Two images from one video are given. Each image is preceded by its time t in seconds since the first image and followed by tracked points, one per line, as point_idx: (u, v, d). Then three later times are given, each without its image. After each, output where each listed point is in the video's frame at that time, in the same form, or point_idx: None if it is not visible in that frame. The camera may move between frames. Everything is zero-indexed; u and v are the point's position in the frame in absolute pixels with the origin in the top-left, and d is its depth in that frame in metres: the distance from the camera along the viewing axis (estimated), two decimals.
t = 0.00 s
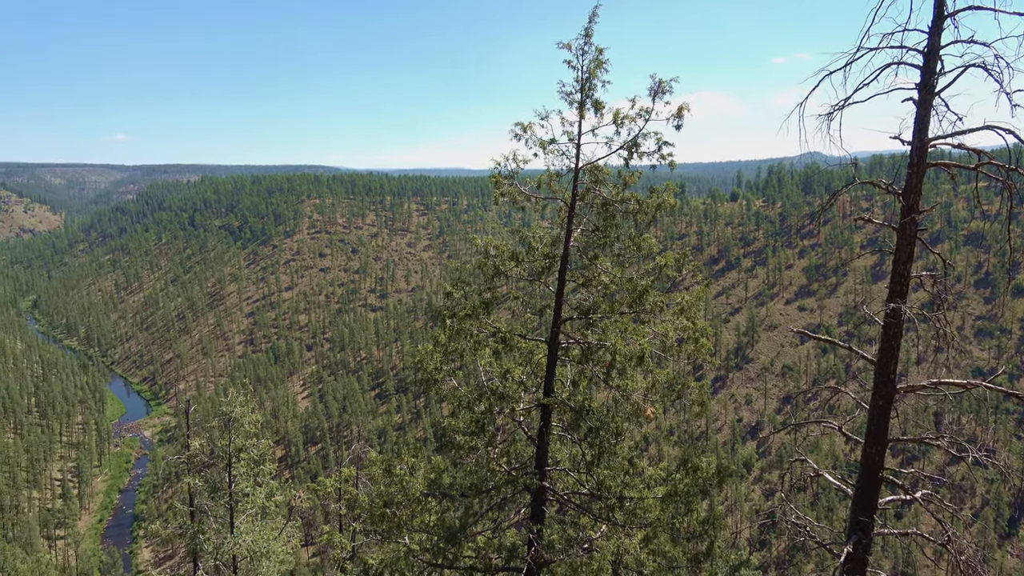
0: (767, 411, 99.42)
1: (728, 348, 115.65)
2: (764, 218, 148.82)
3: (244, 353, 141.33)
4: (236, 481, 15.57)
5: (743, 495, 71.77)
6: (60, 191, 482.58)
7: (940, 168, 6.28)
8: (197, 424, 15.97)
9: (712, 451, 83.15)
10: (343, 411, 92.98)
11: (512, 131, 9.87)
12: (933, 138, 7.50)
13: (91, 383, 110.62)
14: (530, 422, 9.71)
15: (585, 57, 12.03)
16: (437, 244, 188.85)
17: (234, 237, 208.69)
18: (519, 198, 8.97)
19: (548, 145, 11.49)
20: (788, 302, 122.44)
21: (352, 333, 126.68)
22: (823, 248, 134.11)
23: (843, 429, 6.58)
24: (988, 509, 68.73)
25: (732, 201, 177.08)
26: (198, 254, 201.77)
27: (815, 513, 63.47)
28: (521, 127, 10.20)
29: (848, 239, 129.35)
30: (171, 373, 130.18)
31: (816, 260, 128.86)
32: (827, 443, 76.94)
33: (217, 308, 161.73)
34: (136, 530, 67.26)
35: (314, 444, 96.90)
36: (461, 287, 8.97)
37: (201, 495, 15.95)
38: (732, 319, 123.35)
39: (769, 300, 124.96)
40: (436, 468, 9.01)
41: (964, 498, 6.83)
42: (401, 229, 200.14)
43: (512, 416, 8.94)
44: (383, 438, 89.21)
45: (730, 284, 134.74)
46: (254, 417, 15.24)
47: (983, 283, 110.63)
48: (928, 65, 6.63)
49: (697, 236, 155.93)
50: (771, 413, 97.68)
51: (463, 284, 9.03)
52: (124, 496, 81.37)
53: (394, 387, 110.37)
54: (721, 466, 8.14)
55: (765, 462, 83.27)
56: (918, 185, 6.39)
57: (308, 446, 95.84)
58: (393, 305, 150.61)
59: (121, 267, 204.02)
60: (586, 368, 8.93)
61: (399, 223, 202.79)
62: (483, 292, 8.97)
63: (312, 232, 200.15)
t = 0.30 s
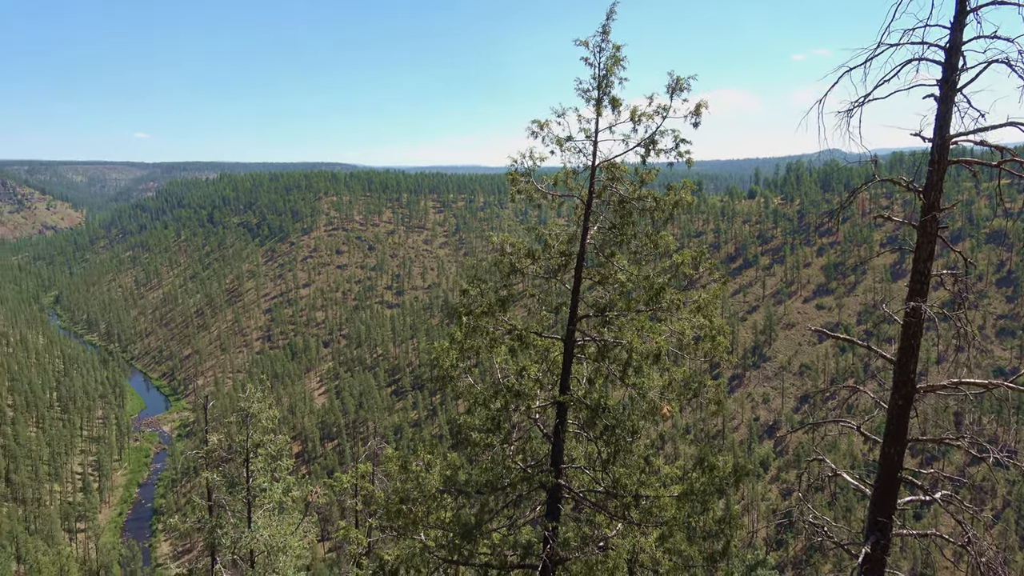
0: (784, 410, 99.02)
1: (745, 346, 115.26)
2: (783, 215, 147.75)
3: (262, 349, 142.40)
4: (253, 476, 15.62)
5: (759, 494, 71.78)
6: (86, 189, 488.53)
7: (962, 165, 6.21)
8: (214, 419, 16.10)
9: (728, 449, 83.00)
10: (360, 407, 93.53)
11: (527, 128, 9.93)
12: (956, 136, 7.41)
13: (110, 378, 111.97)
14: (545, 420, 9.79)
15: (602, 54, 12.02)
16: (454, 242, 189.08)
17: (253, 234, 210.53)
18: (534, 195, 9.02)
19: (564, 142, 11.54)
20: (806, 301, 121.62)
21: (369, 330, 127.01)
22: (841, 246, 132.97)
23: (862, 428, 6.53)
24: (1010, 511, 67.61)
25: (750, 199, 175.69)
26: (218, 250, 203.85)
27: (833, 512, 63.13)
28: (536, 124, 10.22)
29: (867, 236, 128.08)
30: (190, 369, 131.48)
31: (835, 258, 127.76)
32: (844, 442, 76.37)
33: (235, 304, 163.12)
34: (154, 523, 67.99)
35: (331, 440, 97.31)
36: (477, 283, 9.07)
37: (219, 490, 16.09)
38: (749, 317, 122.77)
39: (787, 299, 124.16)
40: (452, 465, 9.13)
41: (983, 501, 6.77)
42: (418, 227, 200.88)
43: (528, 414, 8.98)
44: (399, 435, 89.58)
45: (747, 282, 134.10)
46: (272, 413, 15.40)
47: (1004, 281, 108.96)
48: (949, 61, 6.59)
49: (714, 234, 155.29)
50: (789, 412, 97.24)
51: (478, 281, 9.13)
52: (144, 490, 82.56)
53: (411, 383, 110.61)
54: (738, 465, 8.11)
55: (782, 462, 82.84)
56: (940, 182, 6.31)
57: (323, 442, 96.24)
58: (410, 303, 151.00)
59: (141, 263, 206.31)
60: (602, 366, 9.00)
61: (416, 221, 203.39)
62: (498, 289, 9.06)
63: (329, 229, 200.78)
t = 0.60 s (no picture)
0: (800, 410, 98.35)
1: (762, 345, 114.63)
2: (800, 213, 146.61)
3: (278, 345, 143.28)
4: (270, 471, 15.72)
5: (776, 494, 71.52)
6: (107, 186, 494.84)
7: (982, 163, 6.15)
8: (232, 414, 16.21)
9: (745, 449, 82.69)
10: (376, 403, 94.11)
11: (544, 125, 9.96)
12: (981, 132, 7.30)
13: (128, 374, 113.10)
14: (560, 418, 9.82)
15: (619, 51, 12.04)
16: (469, 239, 189.19)
17: (270, 231, 212.09)
18: (549, 193, 9.08)
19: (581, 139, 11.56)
20: (824, 300, 120.58)
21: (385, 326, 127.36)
22: (859, 245, 131.80)
23: (879, 429, 6.50)
24: None
25: (767, 196, 174.51)
26: (235, 247, 205.69)
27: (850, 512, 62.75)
28: (553, 122, 10.27)
29: (885, 235, 126.76)
30: (207, 365, 132.54)
31: (853, 257, 126.69)
32: (863, 443, 75.64)
33: (252, 301, 164.35)
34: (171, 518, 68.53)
35: (346, 436, 97.69)
36: (492, 281, 9.14)
37: (237, 485, 16.18)
38: (766, 316, 121.99)
39: (804, 298, 123.31)
40: (466, 462, 9.19)
41: (1005, 504, 6.64)
42: (434, 224, 201.21)
43: (542, 411, 9.06)
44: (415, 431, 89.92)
45: (764, 281, 133.31)
46: (289, 408, 15.46)
47: None
48: (971, 57, 6.52)
49: (730, 232, 154.48)
50: (805, 411, 96.62)
51: (494, 279, 9.17)
52: (161, 485, 82.72)
53: (426, 380, 110.85)
54: (753, 465, 8.06)
55: (799, 461, 82.44)
56: (960, 180, 6.25)
57: (338, 438, 96.79)
58: (426, 300, 151.28)
59: (159, 259, 208.42)
60: (618, 364, 9.00)
61: (431, 218, 203.72)
62: (514, 287, 9.12)
63: (346, 226, 201.67)
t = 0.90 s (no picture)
0: (818, 410, 97.61)
1: (779, 345, 113.99)
2: (819, 212, 145.53)
3: (295, 342, 144.21)
4: (286, 468, 15.84)
5: (792, 494, 71.33)
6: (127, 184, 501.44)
7: (1005, 162, 6.10)
8: (248, 411, 16.31)
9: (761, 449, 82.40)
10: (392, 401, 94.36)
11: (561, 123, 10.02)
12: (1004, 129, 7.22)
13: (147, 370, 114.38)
14: (576, 416, 9.85)
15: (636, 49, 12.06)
16: (485, 237, 189.35)
17: (287, 229, 213.67)
18: (566, 191, 9.13)
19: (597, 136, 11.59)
20: (842, 299, 119.54)
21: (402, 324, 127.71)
22: (878, 244, 130.60)
23: (898, 429, 6.41)
24: None
25: (785, 195, 173.52)
26: (253, 245, 207.49)
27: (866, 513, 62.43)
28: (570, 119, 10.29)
29: (905, 235, 125.45)
30: (225, 361, 133.61)
31: (872, 257, 125.60)
32: (882, 443, 75.09)
33: (269, 298, 165.59)
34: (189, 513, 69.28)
35: (362, 433, 98.18)
36: (509, 280, 9.17)
37: (254, 481, 16.30)
38: (783, 316, 121.18)
39: (823, 297, 122.41)
40: (482, 460, 9.24)
41: None
42: (450, 222, 201.71)
43: (558, 409, 9.11)
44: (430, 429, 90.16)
45: (782, 280, 132.50)
46: (306, 405, 15.58)
47: None
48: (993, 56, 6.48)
49: (748, 231, 153.70)
50: (823, 412, 95.90)
51: (510, 278, 9.23)
52: (179, 480, 83.63)
53: (442, 378, 111.03)
54: (771, 465, 8.04)
55: (816, 462, 82.01)
56: (981, 180, 6.19)
57: (354, 435, 97.47)
58: (441, 298, 151.69)
59: (178, 256, 210.53)
60: (634, 363, 9.00)
61: (447, 217, 204.22)
62: (530, 286, 9.17)
63: (362, 225, 202.55)
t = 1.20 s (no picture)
0: (836, 410, 96.92)
1: (797, 345, 113.40)
2: (838, 212, 144.41)
3: (312, 340, 144.99)
4: (303, 465, 15.93)
5: (809, 495, 71.09)
6: (146, 183, 507.37)
7: None
8: (266, 408, 16.40)
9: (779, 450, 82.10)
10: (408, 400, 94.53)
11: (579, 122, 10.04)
12: None
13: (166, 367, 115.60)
14: (592, 415, 9.87)
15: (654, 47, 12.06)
16: (501, 236, 189.31)
17: (305, 227, 215.02)
18: (582, 190, 9.18)
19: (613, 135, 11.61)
20: (860, 299, 118.61)
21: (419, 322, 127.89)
22: (898, 243, 129.37)
23: (918, 430, 6.35)
24: None
25: (803, 194, 172.28)
26: (270, 244, 209.09)
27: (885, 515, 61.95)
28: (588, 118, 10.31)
29: (925, 235, 124.13)
30: (243, 359, 134.58)
31: (892, 256, 124.49)
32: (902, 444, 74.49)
33: (287, 297, 166.69)
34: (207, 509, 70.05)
35: (378, 431, 98.62)
36: (525, 279, 9.21)
37: (272, 478, 16.38)
38: (801, 316, 120.48)
39: (841, 297, 121.58)
40: (498, 459, 9.30)
41: None
42: (466, 221, 201.84)
43: (574, 409, 9.16)
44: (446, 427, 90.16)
45: (800, 280, 131.75)
46: (322, 403, 15.61)
47: None
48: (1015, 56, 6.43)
49: (766, 230, 152.93)
50: (841, 412, 95.24)
51: (527, 276, 9.27)
52: (198, 477, 84.44)
53: (458, 377, 111.04)
54: (788, 465, 8.01)
55: (834, 463, 81.56)
56: (1004, 178, 6.12)
57: (371, 434, 97.91)
58: (458, 297, 151.83)
59: (197, 255, 212.75)
60: (650, 362, 9.00)
61: (463, 216, 204.34)
62: (546, 285, 9.21)
63: (379, 223, 203.19)
